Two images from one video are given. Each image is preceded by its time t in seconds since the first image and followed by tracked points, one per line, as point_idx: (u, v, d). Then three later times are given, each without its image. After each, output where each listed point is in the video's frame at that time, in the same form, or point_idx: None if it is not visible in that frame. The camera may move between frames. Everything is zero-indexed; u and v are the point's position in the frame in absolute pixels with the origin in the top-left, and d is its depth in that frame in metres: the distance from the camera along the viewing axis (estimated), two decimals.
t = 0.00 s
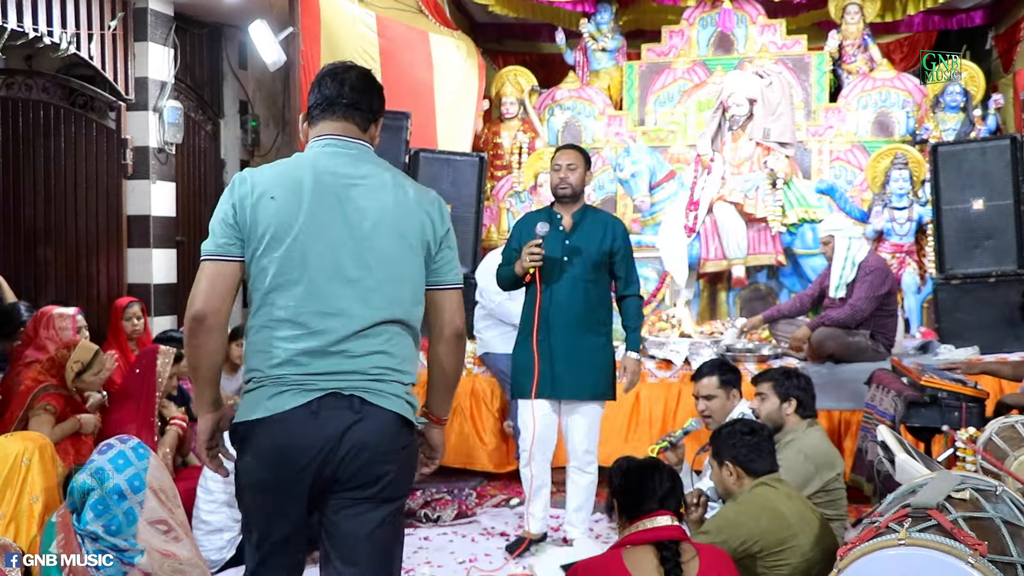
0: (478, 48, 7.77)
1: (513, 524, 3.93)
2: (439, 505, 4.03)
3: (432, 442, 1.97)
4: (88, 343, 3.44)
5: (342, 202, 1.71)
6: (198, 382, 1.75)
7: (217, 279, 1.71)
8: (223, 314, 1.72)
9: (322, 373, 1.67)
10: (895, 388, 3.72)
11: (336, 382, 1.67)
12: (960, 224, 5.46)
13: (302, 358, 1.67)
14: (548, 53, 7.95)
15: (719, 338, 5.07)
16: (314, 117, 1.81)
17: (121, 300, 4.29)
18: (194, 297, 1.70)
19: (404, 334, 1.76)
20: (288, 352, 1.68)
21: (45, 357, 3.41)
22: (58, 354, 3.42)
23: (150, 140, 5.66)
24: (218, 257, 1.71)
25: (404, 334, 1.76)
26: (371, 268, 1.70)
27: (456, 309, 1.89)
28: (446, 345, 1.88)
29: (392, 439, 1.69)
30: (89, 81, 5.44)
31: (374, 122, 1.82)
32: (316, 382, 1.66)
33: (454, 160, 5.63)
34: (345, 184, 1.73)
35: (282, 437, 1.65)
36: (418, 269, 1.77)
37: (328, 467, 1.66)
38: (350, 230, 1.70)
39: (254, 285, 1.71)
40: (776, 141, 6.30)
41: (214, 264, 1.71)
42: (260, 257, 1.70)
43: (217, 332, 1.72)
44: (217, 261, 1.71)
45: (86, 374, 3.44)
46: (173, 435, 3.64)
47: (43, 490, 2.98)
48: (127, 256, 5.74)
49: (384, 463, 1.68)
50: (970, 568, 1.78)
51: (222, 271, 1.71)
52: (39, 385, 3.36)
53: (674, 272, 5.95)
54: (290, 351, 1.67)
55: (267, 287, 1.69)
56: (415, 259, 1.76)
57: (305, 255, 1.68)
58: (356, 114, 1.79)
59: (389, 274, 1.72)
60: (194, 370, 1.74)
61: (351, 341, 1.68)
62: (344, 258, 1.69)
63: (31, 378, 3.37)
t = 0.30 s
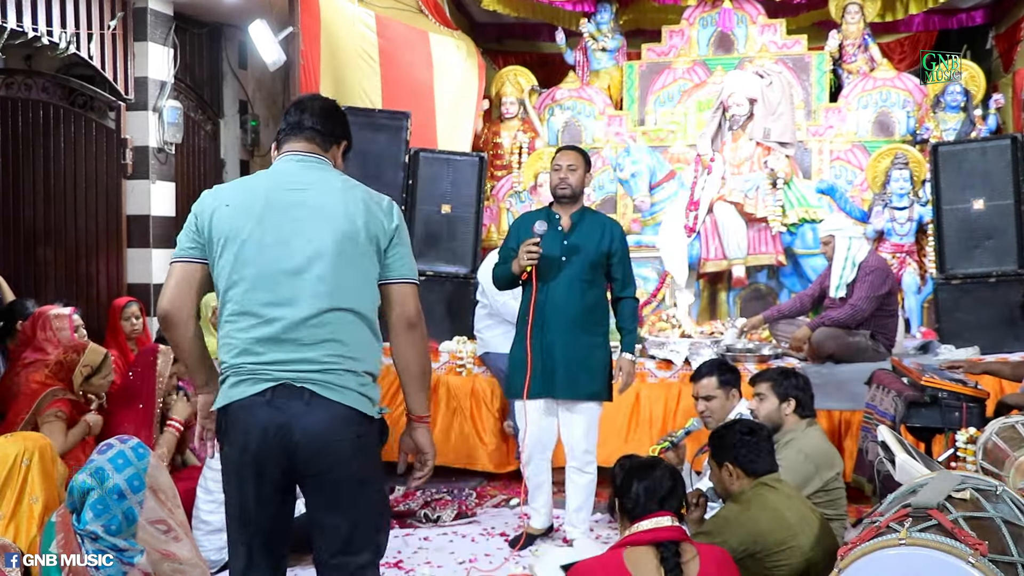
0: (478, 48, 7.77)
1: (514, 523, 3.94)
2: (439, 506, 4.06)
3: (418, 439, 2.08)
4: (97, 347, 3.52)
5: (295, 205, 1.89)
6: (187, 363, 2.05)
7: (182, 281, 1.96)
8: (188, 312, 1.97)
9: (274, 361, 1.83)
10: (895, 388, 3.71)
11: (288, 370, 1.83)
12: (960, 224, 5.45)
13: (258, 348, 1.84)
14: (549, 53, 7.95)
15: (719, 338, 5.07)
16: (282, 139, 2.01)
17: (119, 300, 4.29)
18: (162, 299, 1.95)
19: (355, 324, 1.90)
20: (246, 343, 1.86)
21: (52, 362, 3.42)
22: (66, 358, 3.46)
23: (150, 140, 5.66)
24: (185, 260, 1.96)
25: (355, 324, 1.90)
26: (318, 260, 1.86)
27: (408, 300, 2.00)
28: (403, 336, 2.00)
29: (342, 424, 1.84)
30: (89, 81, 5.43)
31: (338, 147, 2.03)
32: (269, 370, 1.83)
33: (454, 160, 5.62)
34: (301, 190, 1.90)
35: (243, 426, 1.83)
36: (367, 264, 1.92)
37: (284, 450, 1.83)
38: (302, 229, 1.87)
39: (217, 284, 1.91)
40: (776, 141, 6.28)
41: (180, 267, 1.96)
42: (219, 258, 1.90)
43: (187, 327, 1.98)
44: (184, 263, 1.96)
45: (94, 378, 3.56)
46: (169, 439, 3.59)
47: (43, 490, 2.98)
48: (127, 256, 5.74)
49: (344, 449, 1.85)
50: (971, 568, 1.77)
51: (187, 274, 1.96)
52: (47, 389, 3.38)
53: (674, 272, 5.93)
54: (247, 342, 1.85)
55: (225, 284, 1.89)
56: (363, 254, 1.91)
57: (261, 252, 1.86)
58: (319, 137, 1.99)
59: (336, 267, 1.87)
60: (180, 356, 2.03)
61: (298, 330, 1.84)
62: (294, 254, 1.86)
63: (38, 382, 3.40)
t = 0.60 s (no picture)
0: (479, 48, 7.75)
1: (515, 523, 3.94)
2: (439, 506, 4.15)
3: (409, 454, 2.16)
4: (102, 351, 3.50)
5: (300, 210, 2.06)
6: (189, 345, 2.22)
7: (191, 268, 2.16)
8: (191, 296, 2.15)
9: (253, 348, 1.98)
10: (895, 388, 3.71)
11: (264, 358, 1.97)
12: (960, 224, 5.44)
13: (242, 328, 2.00)
14: (548, 53, 7.94)
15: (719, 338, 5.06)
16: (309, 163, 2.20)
17: (116, 300, 4.28)
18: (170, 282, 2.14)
19: (333, 323, 2.03)
20: (230, 329, 2.02)
21: (56, 364, 3.41)
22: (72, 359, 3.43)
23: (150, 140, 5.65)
24: (198, 251, 2.16)
25: (334, 323, 2.03)
26: (307, 259, 2.01)
27: (397, 317, 2.11)
28: (392, 352, 2.11)
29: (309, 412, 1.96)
30: (89, 81, 5.41)
31: (358, 176, 2.20)
32: (247, 356, 1.98)
33: (454, 161, 5.62)
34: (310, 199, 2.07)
35: (218, 408, 1.98)
36: (354, 272, 2.05)
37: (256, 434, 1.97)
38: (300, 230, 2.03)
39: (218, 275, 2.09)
40: (777, 140, 6.24)
41: (191, 256, 2.16)
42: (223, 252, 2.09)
43: (188, 310, 2.16)
44: (197, 254, 2.16)
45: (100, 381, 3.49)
46: (165, 425, 3.59)
47: (43, 491, 2.97)
48: (127, 256, 5.73)
49: (318, 437, 1.97)
50: (970, 568, 1.77)
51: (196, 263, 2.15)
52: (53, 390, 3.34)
53: (674, 272, 5.93)
54: (232, 328, 2.02)
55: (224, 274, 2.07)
56: (353, 261, 2.05)
57: (260, 245, 2.03)
58: (341, 163, 2.17)
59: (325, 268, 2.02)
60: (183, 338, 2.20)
61: (277, 321, 1.99)
62: (288, 252, 2.01)
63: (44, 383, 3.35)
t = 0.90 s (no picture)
0: (479, 48, 7.75)
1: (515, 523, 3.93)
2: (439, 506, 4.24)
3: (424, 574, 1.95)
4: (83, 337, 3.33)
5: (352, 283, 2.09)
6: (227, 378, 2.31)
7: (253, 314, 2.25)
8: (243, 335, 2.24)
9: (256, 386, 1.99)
10: (896, 388, 3.71)
11: (262, 396, 1.98)
12: (961, 224, 5.44)
13: (256, 362, 2.03)
14: (548, 53, 7.96)
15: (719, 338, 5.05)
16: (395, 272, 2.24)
17: (114, 300, 4.27)
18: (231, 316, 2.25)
19: (337, 394, 2.00)
20: (244, 364, 2.05)
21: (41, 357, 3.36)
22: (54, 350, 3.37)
23: (150, 140, 5.62)
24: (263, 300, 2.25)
25: (338, 394, 2.00)
26: (339, 321, 2.02)
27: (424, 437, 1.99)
28: (413, 471, 1.99)
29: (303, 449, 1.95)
30: (89, 81, 5.41)
31: (421, 301, 2.20)
32: (248, 390, 1.99)
33: (454, 160, 5.62)
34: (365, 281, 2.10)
35: (216, 431, 2.01)
36: (374, 361, 2.03)
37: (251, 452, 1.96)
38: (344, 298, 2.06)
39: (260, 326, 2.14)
40: (776, 140, 6.22)
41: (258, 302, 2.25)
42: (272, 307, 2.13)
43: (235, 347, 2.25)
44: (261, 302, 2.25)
45: (85, 367, 3.33)
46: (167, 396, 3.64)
47: (43, 491, 2.97)
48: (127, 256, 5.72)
49: (306, 470, 1.96)
50: (970, 568, 1.76)
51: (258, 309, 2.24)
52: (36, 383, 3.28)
53: (674, 272, 5.89)
54: (246, 363, 2.04)
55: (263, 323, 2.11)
56: (383, 343, 2.03)
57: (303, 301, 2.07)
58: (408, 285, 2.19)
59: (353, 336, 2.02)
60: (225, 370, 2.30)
61: (285, 371, 1.99)
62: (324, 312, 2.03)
63: (31, 377, 3.32)
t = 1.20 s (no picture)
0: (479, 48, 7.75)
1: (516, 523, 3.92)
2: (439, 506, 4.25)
3: None
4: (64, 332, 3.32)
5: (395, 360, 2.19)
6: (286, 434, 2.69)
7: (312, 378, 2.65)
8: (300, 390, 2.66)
9: (266, 420, 2.09)
10: (896, 388, 3.71)
11: (269, 429, 2.08)
12: (961, 224, 5.44)
13: (272, 397, 2.13)
14: (549, 53, 7.96)
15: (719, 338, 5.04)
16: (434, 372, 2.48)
17: (114, 300, 4.28)
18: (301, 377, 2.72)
19: (339, 441, 2.07)
20: (261, 399, 2.15)
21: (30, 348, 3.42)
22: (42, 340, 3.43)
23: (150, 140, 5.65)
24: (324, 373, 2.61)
25: (339, 441, 2.07)
26: (358, 373, 2.11)
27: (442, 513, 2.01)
28: (434, 547, 2.01)
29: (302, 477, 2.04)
30: (89, 81, 5.41)
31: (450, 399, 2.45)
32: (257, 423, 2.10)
33: (454, 160, 5.61)
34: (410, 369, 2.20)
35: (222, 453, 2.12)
36: (381, 422, 2.08)
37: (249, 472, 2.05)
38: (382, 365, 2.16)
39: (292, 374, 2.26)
40: (777, 140, 6.22)
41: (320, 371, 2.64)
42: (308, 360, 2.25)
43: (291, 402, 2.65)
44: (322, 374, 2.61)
45: (63, 360, 3.32)
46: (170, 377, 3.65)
47: (42, 490, 2.97)
48: (127, 256, 5.72)
49: (301, 499, 2.07)
50: (970, 569, 1.76)
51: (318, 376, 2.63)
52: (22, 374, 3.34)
53: (674, 272, 5.86)
54: (262, 398, 2.15)
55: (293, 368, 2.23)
56: (396, 407, 2.08)
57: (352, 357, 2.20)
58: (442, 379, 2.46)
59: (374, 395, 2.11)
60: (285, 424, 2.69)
61: (294, 412, 2.08)
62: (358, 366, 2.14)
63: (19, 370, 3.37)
